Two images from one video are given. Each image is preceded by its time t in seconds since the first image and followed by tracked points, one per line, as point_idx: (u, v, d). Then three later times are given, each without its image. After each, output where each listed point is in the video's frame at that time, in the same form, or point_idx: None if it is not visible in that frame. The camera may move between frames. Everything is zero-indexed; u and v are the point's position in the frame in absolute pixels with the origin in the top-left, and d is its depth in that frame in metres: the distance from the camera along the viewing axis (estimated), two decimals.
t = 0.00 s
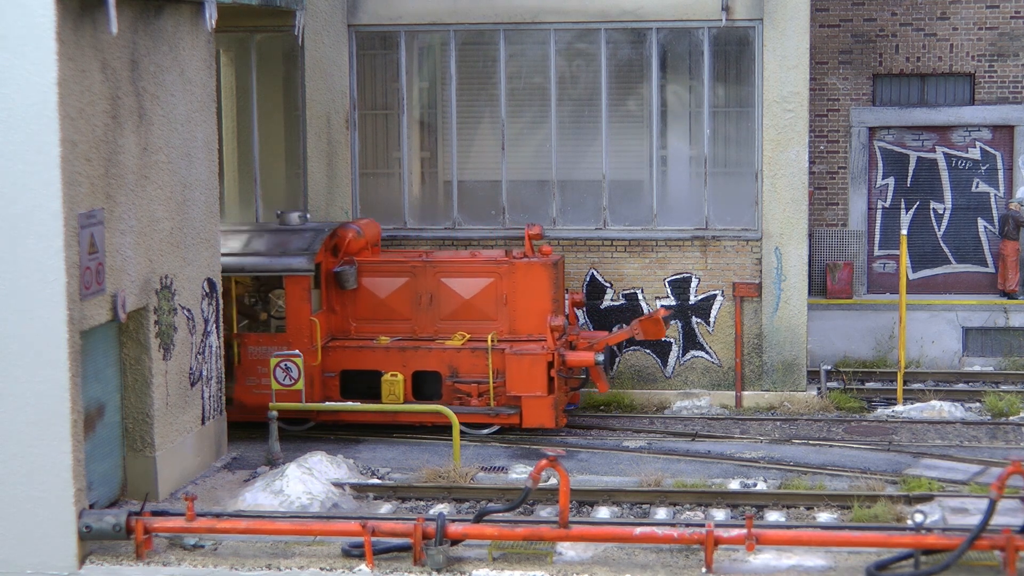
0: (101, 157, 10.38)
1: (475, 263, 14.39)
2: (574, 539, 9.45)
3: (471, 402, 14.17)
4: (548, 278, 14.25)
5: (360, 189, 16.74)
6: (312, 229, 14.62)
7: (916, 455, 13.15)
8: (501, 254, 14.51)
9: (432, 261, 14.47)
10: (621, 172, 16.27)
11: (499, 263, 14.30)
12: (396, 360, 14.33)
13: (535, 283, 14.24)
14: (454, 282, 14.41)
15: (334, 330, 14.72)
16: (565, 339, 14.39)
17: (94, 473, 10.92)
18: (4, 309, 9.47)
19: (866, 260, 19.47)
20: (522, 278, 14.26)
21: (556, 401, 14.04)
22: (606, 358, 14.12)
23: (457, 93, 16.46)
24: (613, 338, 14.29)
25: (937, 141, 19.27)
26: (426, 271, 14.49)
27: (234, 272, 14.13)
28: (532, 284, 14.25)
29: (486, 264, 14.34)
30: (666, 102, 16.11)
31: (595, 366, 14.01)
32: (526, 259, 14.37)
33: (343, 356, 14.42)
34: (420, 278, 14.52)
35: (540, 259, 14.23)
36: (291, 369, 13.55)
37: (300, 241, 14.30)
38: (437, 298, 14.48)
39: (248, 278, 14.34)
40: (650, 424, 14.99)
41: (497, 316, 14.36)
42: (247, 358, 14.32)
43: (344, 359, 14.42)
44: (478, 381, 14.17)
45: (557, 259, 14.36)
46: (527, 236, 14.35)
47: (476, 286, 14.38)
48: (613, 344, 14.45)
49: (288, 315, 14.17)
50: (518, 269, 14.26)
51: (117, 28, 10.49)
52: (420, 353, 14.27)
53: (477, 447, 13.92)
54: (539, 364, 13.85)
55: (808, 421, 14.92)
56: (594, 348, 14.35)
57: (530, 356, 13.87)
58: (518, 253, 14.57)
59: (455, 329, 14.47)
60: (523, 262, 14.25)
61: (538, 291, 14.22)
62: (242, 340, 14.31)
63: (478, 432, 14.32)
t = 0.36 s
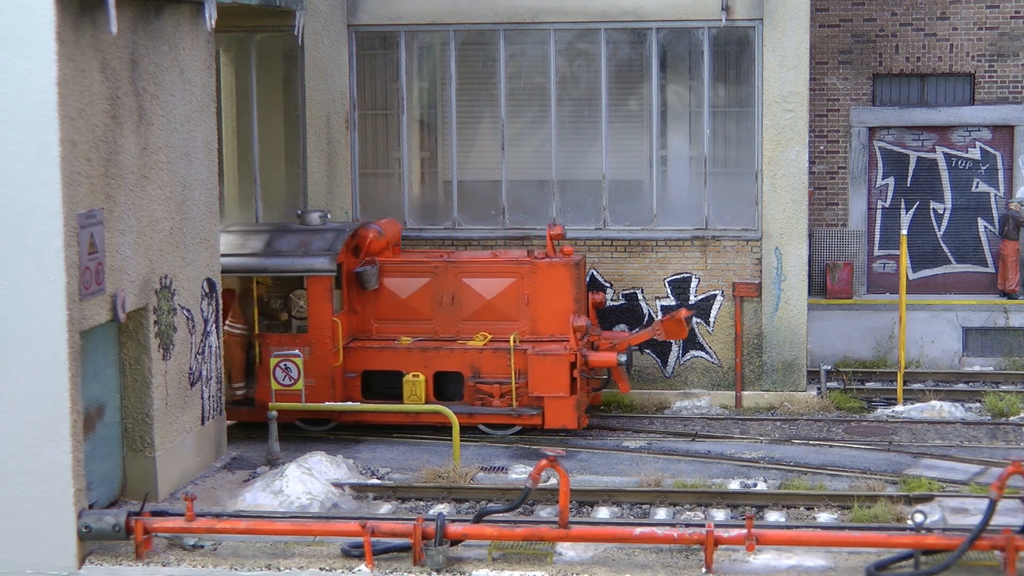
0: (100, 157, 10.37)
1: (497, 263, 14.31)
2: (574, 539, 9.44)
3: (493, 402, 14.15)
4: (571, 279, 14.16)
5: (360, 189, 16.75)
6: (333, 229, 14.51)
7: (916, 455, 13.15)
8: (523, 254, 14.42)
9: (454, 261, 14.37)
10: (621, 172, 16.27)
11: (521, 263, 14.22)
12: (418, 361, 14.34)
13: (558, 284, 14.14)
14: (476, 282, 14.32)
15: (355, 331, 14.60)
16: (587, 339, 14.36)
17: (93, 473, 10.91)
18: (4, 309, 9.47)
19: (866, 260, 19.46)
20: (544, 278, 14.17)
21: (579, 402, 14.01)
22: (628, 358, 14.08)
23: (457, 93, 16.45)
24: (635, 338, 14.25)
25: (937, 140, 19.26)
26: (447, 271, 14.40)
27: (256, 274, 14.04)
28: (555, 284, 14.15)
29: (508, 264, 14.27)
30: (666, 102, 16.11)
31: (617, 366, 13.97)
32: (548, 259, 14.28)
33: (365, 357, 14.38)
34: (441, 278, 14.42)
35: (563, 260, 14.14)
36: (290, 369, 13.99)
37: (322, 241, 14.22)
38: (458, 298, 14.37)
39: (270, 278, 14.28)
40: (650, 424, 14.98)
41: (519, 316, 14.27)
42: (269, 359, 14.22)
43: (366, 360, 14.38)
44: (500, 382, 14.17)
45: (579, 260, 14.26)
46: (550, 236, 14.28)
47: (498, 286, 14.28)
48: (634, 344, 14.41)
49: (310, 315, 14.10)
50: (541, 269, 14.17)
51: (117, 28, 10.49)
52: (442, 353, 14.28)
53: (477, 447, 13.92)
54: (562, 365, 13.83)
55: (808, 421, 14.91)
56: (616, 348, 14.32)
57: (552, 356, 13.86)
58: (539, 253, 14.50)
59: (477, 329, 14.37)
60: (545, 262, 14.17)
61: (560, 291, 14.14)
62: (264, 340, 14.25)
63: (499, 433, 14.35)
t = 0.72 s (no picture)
0: (100, 156, 10.37)
1: (518, 263, 14.37)
2: (574, 539, 9.44)
3: (515, 403, 14.14)
4: (592, 279, 14.25)
5: (360, 189, 16.75)
6: (355, 229, 14.50)
7: (916, 455, 13.15)
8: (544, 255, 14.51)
9: (475, 261, 14.44)
10: (621, 172, 16.27)
11: (542, 263, 14.29)
12: (439, 361, 14.29)
13: (579, 284, 14.23)
14: (497, 282, 14.38)
15: (376, 331, 14.67)
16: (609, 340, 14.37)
17: (93, 473, 10.91)
18: (4, 310, 9.47)
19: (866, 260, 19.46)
20: (566, 278, 14.25)
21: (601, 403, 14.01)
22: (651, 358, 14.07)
23: (457, 93, 16.46)
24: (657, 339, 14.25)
25: (937, 140, 19.26)
26: (468, 272, 14.46)
27: (278, 274, 13.99)
28: (576, 284, 14.24)
29: (530, 265, 14.33)
30: (666, 102, 16.11)
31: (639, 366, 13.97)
32: (569, 259, 14.37)
33: (385, 357, 14.36)
34: (462, 278, 14.48)
35: (584, 260, 14.24)
36: (290, 369, 13.53)
37: (344, 241, 14.20)
38: (480, 299, 14.43)
39: (289, 278, 14.41)
40: (650, 424, 14.98)
41: (540, 316, 14.34)
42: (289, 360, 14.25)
43: (387, 360, 14.37)
44: (522, 382, 14.13)
45: (600, 260, 14.34)
46: (571, 236, 14.35)
47: (519, 287, 14.34)
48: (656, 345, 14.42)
49: (331, 316, 14.13)
50: (562, 269, 14.25)
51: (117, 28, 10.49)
52: (464, 353, 14.24)
53: (476, 447, 13.93)
54: (585, 365, 13.85)
55: (808, 421, 14.91)
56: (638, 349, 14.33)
57: (575, 356, 13.86)
58: (560, 253, 14.57)
59: (498, 330, 14.42)
60: (566, 262, 14.25)
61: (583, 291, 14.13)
62: (285, 340, 14.26)
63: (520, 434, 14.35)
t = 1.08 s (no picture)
0: (100, 157, 10.38)
1: (540, 263, 14.32)
2: (574, 539, 9.45)
3: (537, 404, 14.12)
4: (614, 278, 14.18)
5: (360, 189, 16.74)
6: (376, 229, 14.48)
7: (916, 455, 13.15)
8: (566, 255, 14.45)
9: (497, 262, 14.39)
10: (622, 172, 16.27)
11: (564, 263, 14.24)
12: (461, 361, 14.29)
13: (601, 285, 14.16)
14: (519, 282, 14.33)
15: (397, 331, 14.67)
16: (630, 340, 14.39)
17: (93, 473, 10.91)
18: (4, 310, 9.47)
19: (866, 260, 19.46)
20: (588, 278, 14.19)
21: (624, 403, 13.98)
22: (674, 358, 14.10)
23: (457, 93, 16.47)
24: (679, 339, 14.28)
25: (937, 141, 19.26)
26: (490, 272, 14.41)
27: (299, 274, 14.01)
28: (599, 284, 14.17)
29: (551, 265, 14.28)
30: (666, 103, 16.11)
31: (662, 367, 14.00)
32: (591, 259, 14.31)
33: (407, 357, 14.37)
34: (484, 278, 14.43)
35: (606, 259, 14.17)
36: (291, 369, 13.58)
37: (365, 241, 14.19)
38: (501, 299, 14.39)
39: (311, 278, 14.37)
40: (650, 424, 14.97)
41: (563, 317, 14.28)
42: (312, 359, 14.25)
43: (409, 360, 14.38)
44: (544, 383, 14.12)
45: (622, 260, 14.29)
46: (592, 236, 14.32)
47: (541, 287, 14.30)
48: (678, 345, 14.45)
49: (354, 317, 14.12)
50: (584, 270, 14.19)
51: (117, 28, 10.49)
52: (486, 354, 14.23)
53: (476, 447, 13.93)
54: (608, 366, 13.83)
55: (808, 421, 14.91)
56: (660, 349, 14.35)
57: (598, 357, 13.82)
58: (582, 253, 14.53)
59: (520, 330, 14.37)
60: (589, 262, 14.18)
61: (605, 292, 14.14)
62: (307, 340, 14.27)
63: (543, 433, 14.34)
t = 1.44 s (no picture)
0: (100, 157, 10.37)
1: (562, 263, 14.27)
2: (574, 539, 9.45)
3: (560, 404, 14.14)
4: (636, 279, 14.15)
5: (359, 188, 16.72)
6: (397, 229, 14.46)
7: (916, 455, 13.14)
8: (587, 255, 14.41)
9: (519, 261, 14.33)
10: (622, 172, 16.26)
11: (586, 263, 14.21)
12: (483, 362, 14.33)
13: (624, 285, 14.13)
14: (541, 283, 14.29)
15: (418, 331, 14.61)
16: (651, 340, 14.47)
17: (93, 473, 10.91)
18: (4, 309, 9.47)
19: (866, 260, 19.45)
20: (610, 279, 14.16)
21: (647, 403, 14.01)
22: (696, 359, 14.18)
23: (457, 94, 16.47)
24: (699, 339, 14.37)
25: (936, 140, 19.25)
26: (512, 272, 14.36)
27: (321, 274, 13.98)
28: (621, 284, 14.15)
29: (573, 265, 14.24)
30: (665, 103, 16.11)
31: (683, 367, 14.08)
32: (613, 259, 14.28)
33: (428, 357, 14.39)
34: (506, 279, 14.38)
35: (628, 260, 14.13)
36: (291, 369, 13.61)
37: (387, 241, 14.16)
38: (524, 299, 14.35)
39: (334, 278, 14.43)
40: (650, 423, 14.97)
41: (585, 317, 14.26)
42: (335, 360, 14.21)
43: (430, 360, 14.40)
44: (567, 383, 14.15)
45: (644, 260, 14.25)
46: (614, 236, 14.30)
47: (563, 287, 14.26)
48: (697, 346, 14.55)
49: (377, 317, 14.06)
50: (607, 270, 14.16)
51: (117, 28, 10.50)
52: (508, 354, 14.28)
53: (476, 447, 13.93)
54: (631, 366, 13.85)
55: (808, 421, 14.90)
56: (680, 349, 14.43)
57: (621, 357, 13.87)
58: (603, 253, 14.50)
59: (542, 330, 14.35)
60: (611, 262, 14.16)
61: (627, 293, 14.14)
62: (329, 342, 14.23)
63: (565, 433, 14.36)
